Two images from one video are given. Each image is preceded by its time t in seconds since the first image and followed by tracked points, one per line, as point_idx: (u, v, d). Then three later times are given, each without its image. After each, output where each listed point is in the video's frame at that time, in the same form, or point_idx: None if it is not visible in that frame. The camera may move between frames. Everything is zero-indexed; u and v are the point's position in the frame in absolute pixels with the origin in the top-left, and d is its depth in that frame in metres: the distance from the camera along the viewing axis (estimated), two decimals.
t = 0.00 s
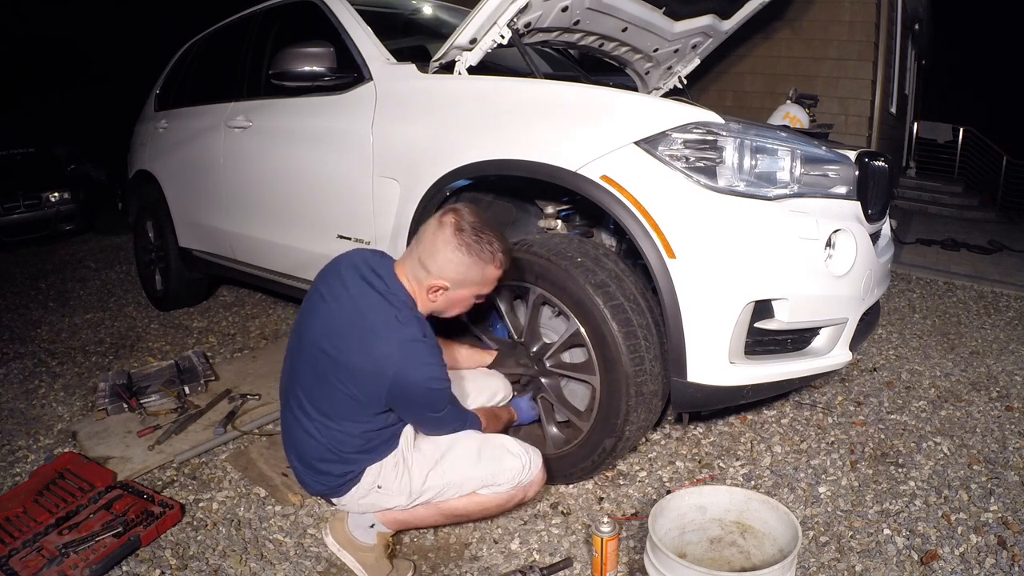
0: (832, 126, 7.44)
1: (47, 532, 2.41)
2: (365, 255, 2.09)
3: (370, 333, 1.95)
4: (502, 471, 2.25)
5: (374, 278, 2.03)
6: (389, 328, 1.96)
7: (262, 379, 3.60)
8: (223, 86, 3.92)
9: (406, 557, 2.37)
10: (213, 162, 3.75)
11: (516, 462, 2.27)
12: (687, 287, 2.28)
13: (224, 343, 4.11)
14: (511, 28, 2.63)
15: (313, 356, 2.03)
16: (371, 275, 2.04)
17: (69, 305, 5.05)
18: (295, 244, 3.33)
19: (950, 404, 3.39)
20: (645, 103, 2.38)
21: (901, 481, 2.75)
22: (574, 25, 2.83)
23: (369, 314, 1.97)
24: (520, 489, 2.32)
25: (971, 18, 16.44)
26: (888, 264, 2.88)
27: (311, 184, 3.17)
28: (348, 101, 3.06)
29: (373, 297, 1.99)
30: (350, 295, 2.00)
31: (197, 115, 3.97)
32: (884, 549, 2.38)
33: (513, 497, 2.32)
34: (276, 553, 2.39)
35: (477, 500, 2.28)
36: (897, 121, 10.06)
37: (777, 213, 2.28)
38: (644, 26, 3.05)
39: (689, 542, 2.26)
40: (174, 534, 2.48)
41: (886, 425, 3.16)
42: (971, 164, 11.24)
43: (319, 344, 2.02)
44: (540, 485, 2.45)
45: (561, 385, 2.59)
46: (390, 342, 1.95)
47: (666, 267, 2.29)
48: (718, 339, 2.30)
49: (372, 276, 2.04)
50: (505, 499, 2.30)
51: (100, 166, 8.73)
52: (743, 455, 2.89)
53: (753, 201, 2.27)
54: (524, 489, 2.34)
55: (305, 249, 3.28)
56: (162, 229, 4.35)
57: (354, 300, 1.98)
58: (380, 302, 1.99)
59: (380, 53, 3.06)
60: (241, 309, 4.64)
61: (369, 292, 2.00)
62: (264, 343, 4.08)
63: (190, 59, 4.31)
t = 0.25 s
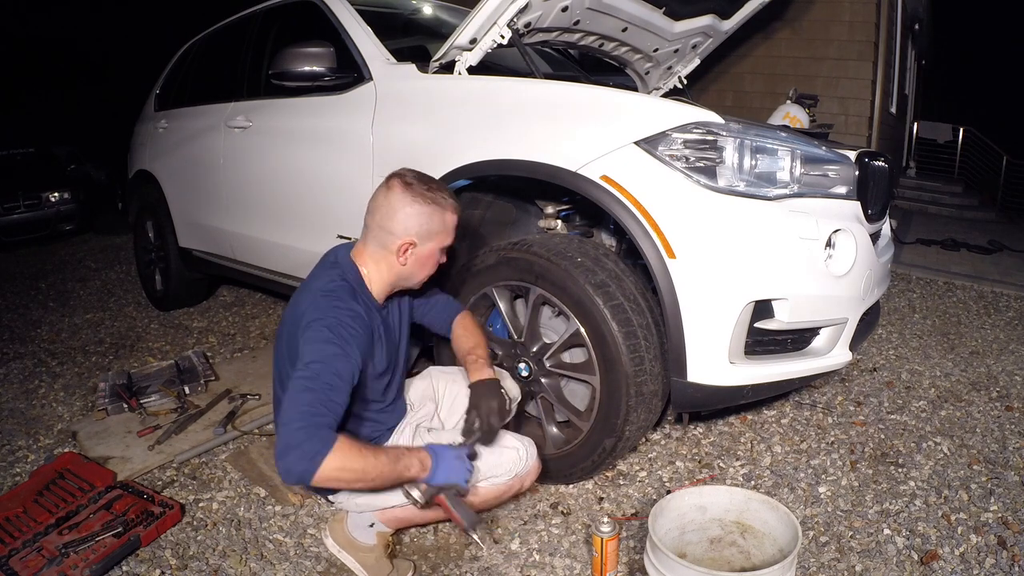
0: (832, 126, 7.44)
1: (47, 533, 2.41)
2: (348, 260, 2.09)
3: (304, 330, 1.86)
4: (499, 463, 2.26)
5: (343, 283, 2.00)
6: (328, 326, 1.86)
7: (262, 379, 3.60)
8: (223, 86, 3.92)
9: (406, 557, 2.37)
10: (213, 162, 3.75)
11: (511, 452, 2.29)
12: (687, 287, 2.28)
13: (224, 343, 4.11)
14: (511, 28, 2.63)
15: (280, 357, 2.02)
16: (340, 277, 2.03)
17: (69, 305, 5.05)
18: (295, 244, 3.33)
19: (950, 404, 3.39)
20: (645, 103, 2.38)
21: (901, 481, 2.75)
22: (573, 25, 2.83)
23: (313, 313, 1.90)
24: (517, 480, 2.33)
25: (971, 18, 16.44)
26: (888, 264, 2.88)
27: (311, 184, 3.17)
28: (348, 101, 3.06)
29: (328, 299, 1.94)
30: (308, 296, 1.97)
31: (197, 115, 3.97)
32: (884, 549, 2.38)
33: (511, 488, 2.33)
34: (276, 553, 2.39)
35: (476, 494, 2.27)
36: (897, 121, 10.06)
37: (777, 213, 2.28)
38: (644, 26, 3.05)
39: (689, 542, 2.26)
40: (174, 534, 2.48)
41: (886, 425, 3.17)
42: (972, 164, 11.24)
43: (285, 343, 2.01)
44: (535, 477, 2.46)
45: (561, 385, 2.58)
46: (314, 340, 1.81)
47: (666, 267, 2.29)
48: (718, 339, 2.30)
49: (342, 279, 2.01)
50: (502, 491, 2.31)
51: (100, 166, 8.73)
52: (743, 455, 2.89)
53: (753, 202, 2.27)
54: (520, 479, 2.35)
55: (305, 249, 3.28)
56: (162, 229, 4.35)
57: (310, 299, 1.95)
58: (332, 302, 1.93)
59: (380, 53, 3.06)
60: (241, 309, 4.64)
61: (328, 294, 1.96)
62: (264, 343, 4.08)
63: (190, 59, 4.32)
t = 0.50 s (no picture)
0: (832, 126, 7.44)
1: (47, 533, 2.41)
2: (345, 273, 2.08)
3: (290, 352, 1.87)
4: (496, 462, 2.25)
5: (337, 296, 1.99)
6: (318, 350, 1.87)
7: (262, 379, 3.60)
8: (223, 86, 3.92)
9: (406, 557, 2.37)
10: (214, 162, 3.75)
11: (508, 451, 2.27)
12: (687, 287, 2.28)
13: (224, 343, 4.11)
14: (511, 28, 2.63)
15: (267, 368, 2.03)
16: (337, 292, 2.01)
17: (69, 305, 5.06)
18: (295, 244, 3.33)
19: (949, 404, 3.39)
20: (645, 103, 2.38)
21: (901, 481, 2.75)
22: (573, 25, 2.83)
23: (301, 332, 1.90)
24: (514, 478, 2.32)
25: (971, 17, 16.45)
26: (888, 264, 2.88)
27: (311, 184, 3.17)
28: (348, 101, 3.06)
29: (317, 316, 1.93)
30: (298, 310, 1.96)
31: (197, 115, 3.97)
32: (884, 549, 2.38)
33: (508, 487, 2.32)
34: (276, 553, 2.39)
35: (474, 493, 2.27)
36: (897, 121, 10.06)
37: (777, 213, 2.28)
38: (644, 26, 3.05)
39: (689, 542, 2.26)
40: (174, 534, 2.48)
41: (885, 425, 3.17)
42: (971, 164, 11.24)
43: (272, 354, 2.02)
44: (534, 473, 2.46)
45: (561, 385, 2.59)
46: (299, 368, 1.84)
47: (667, 267, 2.29)
48: (718, 339, 2.30)
49: (336, 293, 2.00)
50: (500, 490, 2.31)
51: (100, 166, 8.73)
52: (743, 455, 2.89)
53: (753, 202, 2.27)
54: (518, 477, 2.34)
55: (305, 249, 3.28)
56: (162, 229, 4.35)
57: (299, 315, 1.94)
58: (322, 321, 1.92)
59: (380, 53, 3.06)
60: (241, 309, 4.64)
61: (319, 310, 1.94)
62: (264, 343, 4.08)
63: (190, 59, 4.32)
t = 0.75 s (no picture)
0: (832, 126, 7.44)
1: (48, 533, 2.41)
2: (397, 304, 2.07)
3: (333, 387, 1.89)
4: (490, 454, 2.27)
5: (387, 333, 1.99)
6: (363, 393, 1.89)
7: (261, 379, 3.60)
8: (224, 86, 3.92)
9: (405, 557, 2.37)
10: (214, 162, 3.75)
11: (500, 444, 2.31)
12: (686, 287, 2.28)
13: (224, 343, 4.11)
14: (512, 28, 2.63)
15: (300, 381, 2.04)
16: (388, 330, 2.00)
17: (69, 305, 5.05)
18: (295, 244, 3.33)
19: (949, 404, 3.39)
20: (645, 103, 2.38)
21: (901, 481, 2.75)
22: (573, 25, 2.83)
23: (349, 368, 1.91)
24: (508, 471, 2.35)
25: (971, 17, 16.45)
26: (888, 263, 2.88)
27: (311, 184, 3.17)
28: (348, 101, 3.06)
29: (366, 355, 1.94)
30: (348, 340, 1.96)
31: (197, 115, 3.97)
32: (884, 549, 2.38)
33: (502, 479, 2.34)
34: (276, 553, 2.39)
35: (470, 486, 2.29)
36: (897, 121, 10.06)
37: (777, 213, 2.28)
38: (644, 26, 3.05)
39: (689, 542, 2.26)
40: (174, 534, 2.48)
41: (886, 425, 3.17)
42: (971, 164, 11.24)
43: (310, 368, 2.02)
44: (525, 468, 2.50)
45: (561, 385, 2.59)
46: (339, 407, 1.87)
47: (666, 267, 2.29)
48: (718, 339, 2.30)
49: (386, 329, 2.00)
50: (494, 482, 2.33)
51: (100, 166, 8.73)
52: (743, 455, 2.89)
53: (753, 202, 2.27)
54: (511, 469, 2.37)
55: (305, 250, 3.28)
56: (162, 229, 4.35)
57: (348, 348, 1.95)
58: (373, 364, 1.93)
59: (380, 53, 3.06)
60: (241, 309, 4.64)
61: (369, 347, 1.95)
62: (264, 343, 4.08)
63: (190, 59, 4.32)
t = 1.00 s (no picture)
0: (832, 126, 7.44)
1: (48, 533, 2.41)
2: (390, 307, 2.06)
3: (324, 393, 1.89)
4: (490, 455, 2.28)
5: (380, 337, 1.99)
6: (353, 397, 1.89)
7: (261, 379, 3.59)
8: (224, 86, 3.92)
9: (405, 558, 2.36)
10: (214, 162, 3.75)
11: (501, 445, 2.31)
12: (687, 287, 2.28)
13: (224, 343, 4.11)
14: (512, 28, 2.63)
15: (295, 383, 2.04)
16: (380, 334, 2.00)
17: (69, 305, 5.06)
18: (295, 244, 3.33)
19: (949, 404, 3.39)
20: (645, 103, 2.38)
21: (902, 481, 2.75)
22: (573, 25, 2.83)
23: (342, 373, 1.91)
24: (507, 471, 2.35)
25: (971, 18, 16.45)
26: (888, 263, 2.87)
27: (311, 184, 3.17)
28: (348, 101, 3.06)
29: (358, 360, 1.93)
30: (342, 344, 1.96)
31: (197, 115, 3.97)
32: (884, 549, 2.38)
33: (502, 480, 2.35)
34: (276, 553, 2.39)
35: (470, 487, 2.29)
36: (897, 121, 10.06)
37: (777, 213, 2.28)
38: (644, 26, 3.05)
39: (689, 542, 2.26)
40: (174, 534, 2.48)
41: (886, 425, 3.17)
42: (971, 164, 11.24)
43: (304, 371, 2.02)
44: (525, 467, 2.50)
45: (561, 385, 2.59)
46: (329, 412, 1.87)
47: (666, 267, 2.29)
48: (718, 339, 2.30)
49: (378, 333, 1.99)
50: (493, 483, 2.33)
51: (100, 166, 8.73)
52: (743, 455, 2.89)
53: (753, 201, 2.27)
54: (511, 470, 2.37)
55: (305, 250, 3.28)
56: (162, 229, 4.35)
57: (342, 352, 1.95)
58: (363, 368, 1.93)
59: (380, 53, 3.06)
60: (241, 309, 4.64)
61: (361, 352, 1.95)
62: (264, 343, 4.08)
63: (190, 59, 4.32)
